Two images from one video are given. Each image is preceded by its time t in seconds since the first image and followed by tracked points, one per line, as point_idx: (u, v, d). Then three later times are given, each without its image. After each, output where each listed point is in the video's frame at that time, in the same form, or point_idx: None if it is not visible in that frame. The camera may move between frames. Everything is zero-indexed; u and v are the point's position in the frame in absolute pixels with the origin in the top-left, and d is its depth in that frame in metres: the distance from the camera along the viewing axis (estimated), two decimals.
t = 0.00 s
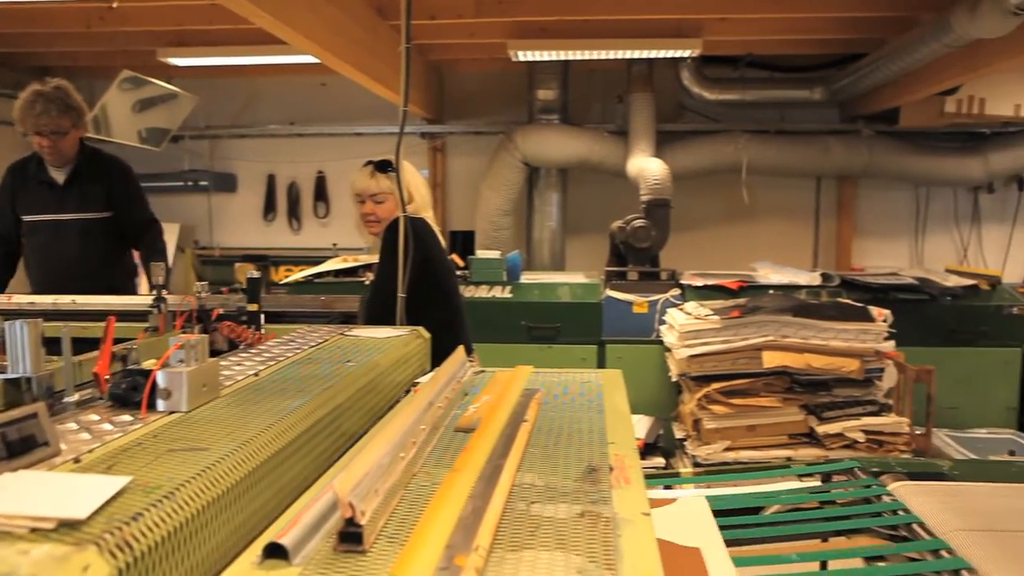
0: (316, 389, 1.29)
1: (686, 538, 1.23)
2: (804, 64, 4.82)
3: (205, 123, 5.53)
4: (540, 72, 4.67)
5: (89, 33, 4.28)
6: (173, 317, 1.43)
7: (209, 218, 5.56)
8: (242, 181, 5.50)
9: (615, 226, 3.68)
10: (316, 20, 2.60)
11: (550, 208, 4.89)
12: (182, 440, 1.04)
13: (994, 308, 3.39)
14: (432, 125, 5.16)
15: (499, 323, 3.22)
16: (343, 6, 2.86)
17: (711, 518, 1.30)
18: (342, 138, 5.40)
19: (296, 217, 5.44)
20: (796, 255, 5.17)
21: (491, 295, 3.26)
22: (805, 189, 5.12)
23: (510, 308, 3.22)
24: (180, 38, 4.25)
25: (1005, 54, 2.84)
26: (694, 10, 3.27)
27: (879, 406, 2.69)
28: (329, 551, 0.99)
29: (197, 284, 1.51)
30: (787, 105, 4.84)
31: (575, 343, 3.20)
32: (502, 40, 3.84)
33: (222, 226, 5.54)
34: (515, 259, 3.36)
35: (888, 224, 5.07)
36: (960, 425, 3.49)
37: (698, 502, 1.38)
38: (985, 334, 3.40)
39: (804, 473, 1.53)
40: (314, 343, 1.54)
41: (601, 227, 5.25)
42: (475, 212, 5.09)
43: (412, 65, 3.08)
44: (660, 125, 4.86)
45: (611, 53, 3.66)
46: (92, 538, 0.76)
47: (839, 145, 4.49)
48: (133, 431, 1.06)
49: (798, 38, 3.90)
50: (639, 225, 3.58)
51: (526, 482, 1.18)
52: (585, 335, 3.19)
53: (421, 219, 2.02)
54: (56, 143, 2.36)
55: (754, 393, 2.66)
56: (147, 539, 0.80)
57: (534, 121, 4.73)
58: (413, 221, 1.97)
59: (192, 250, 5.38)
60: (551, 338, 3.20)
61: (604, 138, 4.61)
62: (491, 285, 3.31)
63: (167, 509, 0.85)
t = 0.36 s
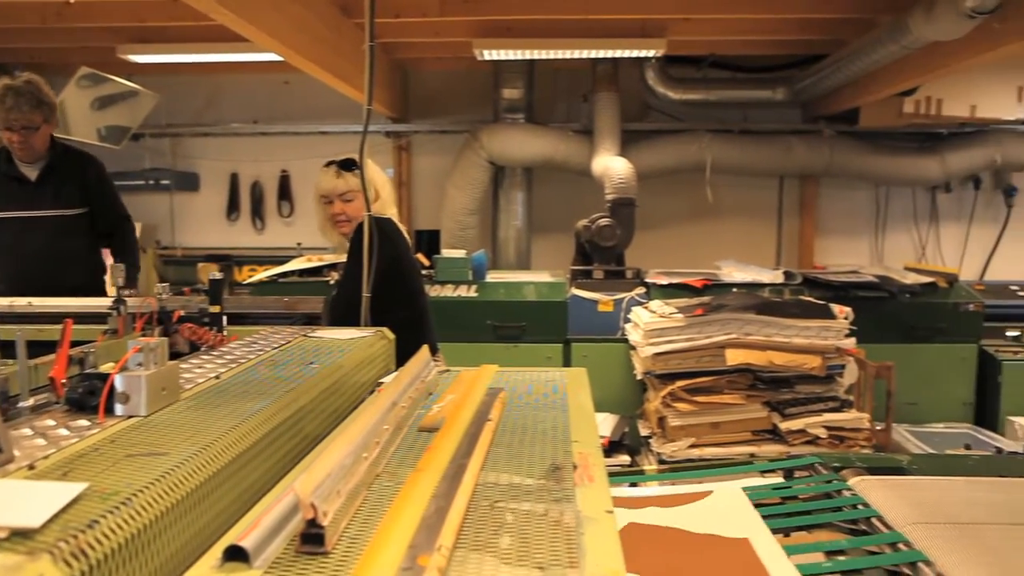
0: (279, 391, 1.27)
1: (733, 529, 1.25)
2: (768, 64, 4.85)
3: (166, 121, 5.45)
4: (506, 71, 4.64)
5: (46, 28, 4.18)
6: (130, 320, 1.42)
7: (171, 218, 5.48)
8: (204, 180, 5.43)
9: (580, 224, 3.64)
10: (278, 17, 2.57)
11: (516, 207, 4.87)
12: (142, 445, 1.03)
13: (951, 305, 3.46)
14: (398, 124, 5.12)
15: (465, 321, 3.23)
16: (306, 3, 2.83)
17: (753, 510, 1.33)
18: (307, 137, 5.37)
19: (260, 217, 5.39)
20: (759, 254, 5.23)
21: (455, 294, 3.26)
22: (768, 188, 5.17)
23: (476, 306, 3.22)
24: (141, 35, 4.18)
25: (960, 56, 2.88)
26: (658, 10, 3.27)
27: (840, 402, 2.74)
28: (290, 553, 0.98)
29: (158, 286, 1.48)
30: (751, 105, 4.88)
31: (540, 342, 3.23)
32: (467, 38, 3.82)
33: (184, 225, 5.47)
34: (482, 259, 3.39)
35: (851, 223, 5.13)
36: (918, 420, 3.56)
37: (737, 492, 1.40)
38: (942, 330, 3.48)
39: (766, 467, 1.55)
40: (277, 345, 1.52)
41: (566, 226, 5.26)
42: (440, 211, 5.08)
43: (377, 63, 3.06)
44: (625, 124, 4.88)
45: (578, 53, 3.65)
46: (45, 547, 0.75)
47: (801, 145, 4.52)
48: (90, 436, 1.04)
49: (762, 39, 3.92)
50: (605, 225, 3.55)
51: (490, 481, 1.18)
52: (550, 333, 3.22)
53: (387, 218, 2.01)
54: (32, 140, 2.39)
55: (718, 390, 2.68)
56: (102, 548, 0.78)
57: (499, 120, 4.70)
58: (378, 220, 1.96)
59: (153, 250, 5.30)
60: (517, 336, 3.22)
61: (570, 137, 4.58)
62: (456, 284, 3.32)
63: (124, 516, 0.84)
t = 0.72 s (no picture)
0: (233, 392, 1.26)
1: (779, 514, 1.29)
2: (726, 64, 4.88)
3: (119, 119, 5.34)
4: (465, 69, 4.59)
5: None
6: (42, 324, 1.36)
7: (125, 217, 5.38)
8: (160, 179, 5.33)
9: (540, 223, 3.70)
10: (233, 14, 2.54)
11: (475, 206, 4.82)
12: (91, 449, 1.01)
13: (902, 302, 3.54)
14: (356, 123, 5.05)
15: (425, 321, 3.22)
16: None
17: (791, 495, 1.37)
18: (264, 135, 5.31)
19: (217, 216, 5.32)
20: (716, 253, 5.26)
21: (415, 292, 3.28)
22: (726, 187, 5.20)
23: (435, 305, 3.22)
24: (93, 31, 4.10)
25: (910, 57, 2.94)
26: (614, 8, 3.26)
27: (796, 398, 2.76)
28: (245, 555, 0.96)
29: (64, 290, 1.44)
30: (709, 104, 4.92)
31: (500, 341, 3.25)
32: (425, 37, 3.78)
33: (139, 225, 5.37)
34: (441, 258, 3.47)
35: (808, 221, 5.19)
36: (872, 415, 3.63)
37: (771, 480, 1.44)
38: (894, 327, 3.55)
39: (726, 462, 1.58)
40: (233, 346, 1.51)
41: (527, 225, 5.25)
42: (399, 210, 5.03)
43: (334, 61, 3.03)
44: (583, 123, 4.88)
45: (539, 52, 3.65)
46: None
47: (758, 144, 4.55)
48: (36, 441, 1.02)
49: (721, 39, 3.95)
50: (564, 224, 3.61)
51: (447, 481, 1.18)
52: (510, 331, 3.24)
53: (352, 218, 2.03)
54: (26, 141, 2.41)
55: (677, 387, 2.71)
56: (49, 555, 0.76)
57: (459, 119, 4.66)
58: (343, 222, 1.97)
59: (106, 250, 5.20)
60: (477, 335, 3.23)
61: (528, 136, 4.52)
62: (416, 283, 3.38)
63: (73, 520, 0.82)
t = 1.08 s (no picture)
0: (189, 395, 1.24)
1: (819, 502, 1.32)
2: (688, 64, 4.89)
3: (74, 116, 5.23)
4: (427, 69, 4.55)
5: None
6: None
7: (80, 216, 5.27)
8: (116, 178, 5.24)
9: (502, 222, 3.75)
10: (190, 10, 2.50)
11: (437, 205, 4.74)
12: (40, 454, 0.98)
13: (859, 299, 3.61)
14: (317, 121, 4.95)
15: (387, 320, 3.23)
16: None
17: (825, 486, 1.40)
18: (224, 134, 5.25)
19: (175, 215, 5.25)
20: (676, 251, 5.26)
21: (376, 292, 3.28)
22: (687, 187, 5.22)
23: (396, 305, 3.22)
24: (45, 26, 4.01)
25: (866, 58, 2.98)
26: (574, 7, 3.25)
27: (755, 395, 2.79)
28: (200, 559, 0.95)
29: None
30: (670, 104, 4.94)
31: (462, 340, 3.27)
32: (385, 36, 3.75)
33: (94, 224, 5.27)
34: (404, 258, 3.45)
35: (768, 220, 5.23)
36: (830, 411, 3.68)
37: (802, 473, 1.47)
38: (851, 324, 3.62)
39: (685, 461, 1.59)
40: (190, 347, 1.49)
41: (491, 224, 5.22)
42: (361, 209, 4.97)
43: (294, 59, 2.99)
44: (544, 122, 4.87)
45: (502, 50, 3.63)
46: None
47: (718, 143, 4.59)
48: None
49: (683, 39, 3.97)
50: (525, 222, 3.66)
51: (407, 481, 1.18)
52: (472, 331, 3.26)
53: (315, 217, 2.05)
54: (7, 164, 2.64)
55: (638, 385, 2.72)
56: None
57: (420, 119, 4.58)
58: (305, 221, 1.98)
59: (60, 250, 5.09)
60: (438, 335, 3.25)
61: (491, 135, 4.51)
62: (378, 283, 3.36)
63: (23, 526, 0.80)
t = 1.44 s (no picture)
0: (133, 397, 1.21)
1: (847, 495, 1.36)
2: (640, 64, 4.90)
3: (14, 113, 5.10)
4: (379, 66, 4.47)
5: None
6: None
7: (21, 215, 5.14)
8: (59, 176, 5.12)
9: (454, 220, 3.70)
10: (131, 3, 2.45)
11: (389, 204, 4.65)
12: None
13: (806, 296, 3.68)
14: (267, 119, 4.80)
15: (338, 319, 3.23)
16: None
17: (849, 480, 1.44)
18: (171, 132, 5.16)
19: (120, 215, 5.15)
20: (630, 249, 5.25)
21: (328, 292, 3.26)
22: (638, 185, 5.20)
23: (347, 304, 3.23)
24: None
25: (812, 59, 3.03)
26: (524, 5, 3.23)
27: (705, 391, 2.85)
28: (143, 565, 0.93)
29: None
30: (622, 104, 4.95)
31: (414, 339, 3.27)
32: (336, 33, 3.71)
33: (36, 223, 5.14)
34: (354, 257, 3.47)
35: (717, 219, 5.25)
36: (779, 406, 3.74)
37: (822, 467, 1.50)
38: (799, 321, 3.68)
39: (635, 457, 1.60)
40: (134, 348, 1.46)
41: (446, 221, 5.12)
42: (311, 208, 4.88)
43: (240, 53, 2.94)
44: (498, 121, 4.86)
45: (451, 49, 3.60)
46: None
47: (669, 142, 4.63)
48: None
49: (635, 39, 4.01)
50: (477, 221, 3.64)
51: (356, 482, 1.17)
52: (424, 330, 3.27)
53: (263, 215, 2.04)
54: None
55: (589, 382, 2.74)
56: None
57: (372, 116, 4.50)
58: (251, 218, 1.97)
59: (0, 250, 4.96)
60: (391, 334, 3.25)
61: (442, 133, 4.42)
62: (328, 282, 3.36)
63: None
